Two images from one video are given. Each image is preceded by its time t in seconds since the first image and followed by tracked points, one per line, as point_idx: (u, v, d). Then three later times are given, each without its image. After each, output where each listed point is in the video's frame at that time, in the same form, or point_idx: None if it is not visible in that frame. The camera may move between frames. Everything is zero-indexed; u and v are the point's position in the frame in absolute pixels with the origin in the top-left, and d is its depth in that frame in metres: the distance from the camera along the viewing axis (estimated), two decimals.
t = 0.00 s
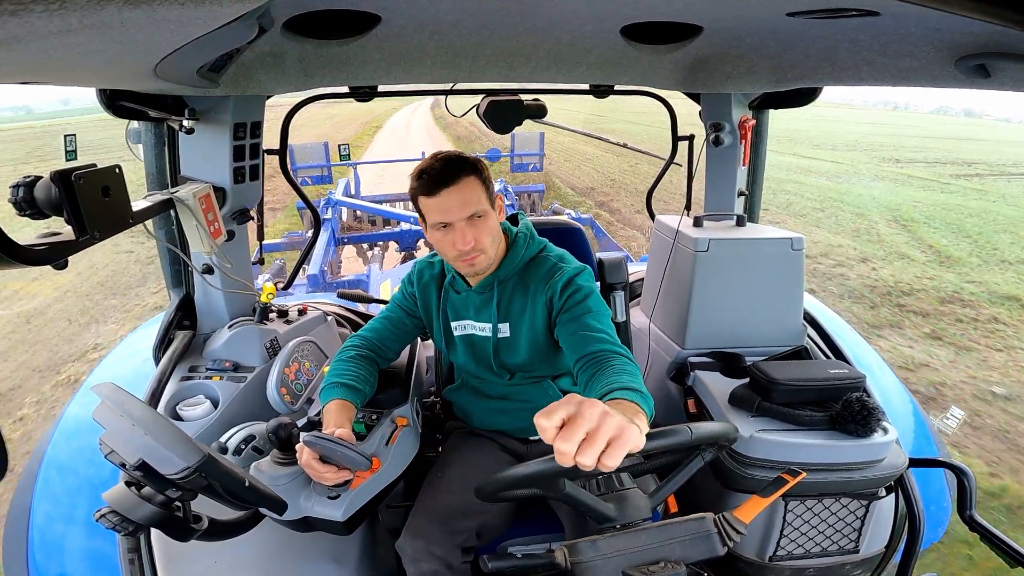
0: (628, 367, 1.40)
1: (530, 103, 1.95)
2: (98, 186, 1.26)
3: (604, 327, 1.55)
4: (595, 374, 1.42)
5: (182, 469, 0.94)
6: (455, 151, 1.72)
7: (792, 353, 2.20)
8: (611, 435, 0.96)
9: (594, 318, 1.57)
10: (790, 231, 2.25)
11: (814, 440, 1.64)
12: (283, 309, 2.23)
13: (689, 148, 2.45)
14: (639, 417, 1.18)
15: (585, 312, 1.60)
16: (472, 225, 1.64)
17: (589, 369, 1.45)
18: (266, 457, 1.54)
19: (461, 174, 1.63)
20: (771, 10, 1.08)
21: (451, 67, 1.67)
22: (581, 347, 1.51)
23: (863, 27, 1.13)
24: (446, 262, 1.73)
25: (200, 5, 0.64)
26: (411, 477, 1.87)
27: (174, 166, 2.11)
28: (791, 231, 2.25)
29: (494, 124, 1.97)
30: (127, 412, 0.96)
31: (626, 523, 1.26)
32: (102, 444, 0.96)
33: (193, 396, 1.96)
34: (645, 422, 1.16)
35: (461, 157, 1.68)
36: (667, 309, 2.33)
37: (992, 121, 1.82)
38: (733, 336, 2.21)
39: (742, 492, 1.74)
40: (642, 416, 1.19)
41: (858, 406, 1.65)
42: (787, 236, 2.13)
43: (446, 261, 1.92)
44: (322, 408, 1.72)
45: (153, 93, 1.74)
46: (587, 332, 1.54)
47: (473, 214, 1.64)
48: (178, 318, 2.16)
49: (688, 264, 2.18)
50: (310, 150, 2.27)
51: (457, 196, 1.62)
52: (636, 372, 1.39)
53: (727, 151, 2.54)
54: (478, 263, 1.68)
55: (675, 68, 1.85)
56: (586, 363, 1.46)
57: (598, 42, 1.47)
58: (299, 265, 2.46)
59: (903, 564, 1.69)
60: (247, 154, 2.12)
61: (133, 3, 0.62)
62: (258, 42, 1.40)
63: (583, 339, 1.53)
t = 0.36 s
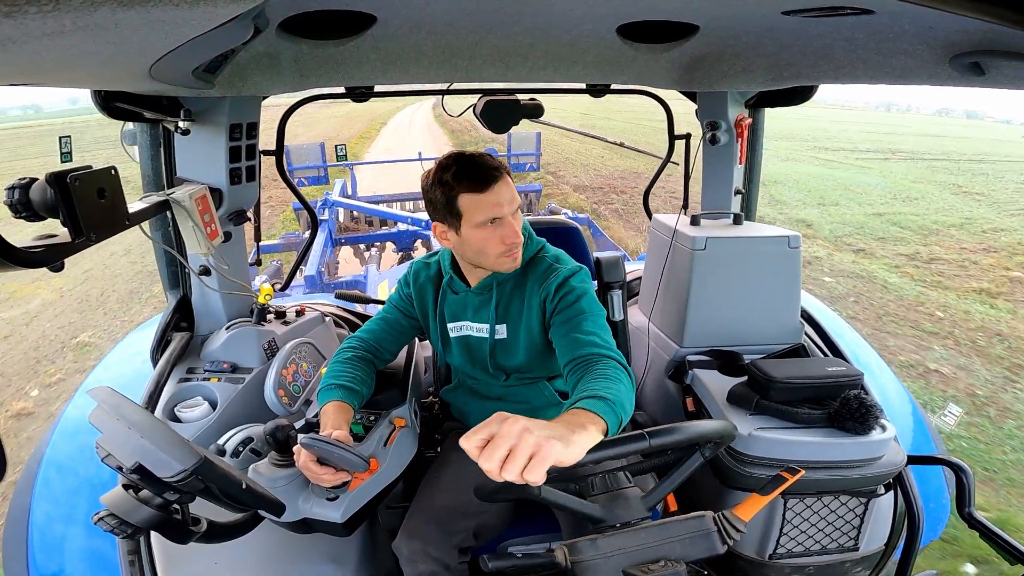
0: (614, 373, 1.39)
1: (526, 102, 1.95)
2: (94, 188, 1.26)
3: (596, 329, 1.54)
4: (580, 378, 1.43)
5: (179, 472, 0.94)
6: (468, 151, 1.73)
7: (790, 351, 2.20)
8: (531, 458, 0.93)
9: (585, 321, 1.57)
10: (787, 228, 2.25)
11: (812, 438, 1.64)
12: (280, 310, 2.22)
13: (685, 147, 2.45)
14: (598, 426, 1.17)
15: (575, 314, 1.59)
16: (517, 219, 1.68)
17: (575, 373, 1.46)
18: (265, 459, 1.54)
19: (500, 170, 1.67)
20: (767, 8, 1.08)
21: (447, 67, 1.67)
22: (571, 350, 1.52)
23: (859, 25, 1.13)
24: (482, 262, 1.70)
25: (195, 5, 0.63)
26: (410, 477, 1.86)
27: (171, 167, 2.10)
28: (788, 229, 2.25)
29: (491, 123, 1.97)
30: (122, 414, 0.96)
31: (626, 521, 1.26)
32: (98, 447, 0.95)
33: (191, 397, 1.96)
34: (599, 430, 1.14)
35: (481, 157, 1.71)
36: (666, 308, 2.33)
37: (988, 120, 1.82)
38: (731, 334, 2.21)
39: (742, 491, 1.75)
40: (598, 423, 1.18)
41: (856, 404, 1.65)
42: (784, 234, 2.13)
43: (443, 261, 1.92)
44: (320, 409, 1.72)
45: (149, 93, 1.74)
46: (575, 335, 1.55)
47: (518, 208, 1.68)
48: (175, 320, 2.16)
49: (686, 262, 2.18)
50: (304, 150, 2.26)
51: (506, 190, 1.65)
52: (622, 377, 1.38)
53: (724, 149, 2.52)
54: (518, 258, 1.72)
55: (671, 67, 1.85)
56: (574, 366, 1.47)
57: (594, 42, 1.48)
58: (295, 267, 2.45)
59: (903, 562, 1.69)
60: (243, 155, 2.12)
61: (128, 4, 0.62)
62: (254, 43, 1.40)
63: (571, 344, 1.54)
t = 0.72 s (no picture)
0: (601, 378, 1.40)
1: (524, 103, 1.96)
2: (92, 191, 1.26)
3: (589, 331, 1.54)
4: (570, 381, 1.43)
5: (178, 475, 0.94)
6: (467, 152, 1.71)
7: (789, 351, 2.21)
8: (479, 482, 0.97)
9: (577, 324, 1.57)
10: (786, 228, 2.25)
11: (813, 437, 1.64)
12: (280, 313, 2.22)
13: (683, 147, 2.46)
14: (570, 435, 1.18)
15: (568, 318, 1.60)
16: (511, 224, 1.66)
17: (565, 376, 1.47)
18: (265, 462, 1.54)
19: (497, 174, 1.64)
20: (764, 8, 1.08)
21: (445, 69, 1.67)
22: (564, 353, 1.52)
23: (856, 24, 1.13)
24: (477, 265, 1.70)
25: (191, 7, 0.63)
26: (410, 479, 1.86)
27: (169, 171, 2.10)
28: (787, 228, 2.25)
29: (489, 124, 1.97)
30: (121, 418, 0.96)
31: (626, 522, 1.25)
32: (98, 451, 0.95)
33: (191, 401, 1.95)
34: (566, 440, 1.13)
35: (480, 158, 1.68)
36: (665, 308, 2.33)
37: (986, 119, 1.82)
38: (731, 333, 2.21)
39: (743, 490, 1.74)
40: (570, 432, 1.19)
41: (856, 403, 1.65)
42: (783, 234, 2.13)
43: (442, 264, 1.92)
44: (319, 412, 1.72)
45: (148, 98, 1.74)
46: (566, 339, 1.55)
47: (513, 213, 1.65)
48: (174, 324, 2.16)
49: (685, 263, 2.18)
50: (303, 153, 2.26)
51: (500, 195, 1.62)
52: (610, 382, 1.39)
53: (721, 149, 2.54)
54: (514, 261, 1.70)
55: (669, 67, 1.85)
56: (566, 368, 1.48)
57: (591, 42, 1.48)
58: (294, 269, 2.45)
59: (905, 561, 1.68)
60: (241, 158, 2.12)
61: (124, 7, 0.62)
62: (251, 45, 1.40)
63: (561, 348, 1.55)
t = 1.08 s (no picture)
0: (587, 386, 1.40)
1: (527, 103, 1.95)
2: (94, 188, 1.26)
3: (584, 334, 1.54)
4: (562, 385, 1.45)
5: (178, 472, 0.94)
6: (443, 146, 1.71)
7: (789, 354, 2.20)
8: (403, 508, 1.04)
9: (571, 328, 1.57)
10: (787, 231, 2.25)
11: (812, 440, 1.64)
12: (280, 311, 2.22)
13: (685, 149, 2.45)
14: (526, 450, 1.20)
15: (562, 321, 1.60)
16: (470, 224, 1.66)
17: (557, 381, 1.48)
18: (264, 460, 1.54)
19: (457, 173, 1.64)
20: (767, 10, 1.08)
21: (448, 69, 1.67)
22: (559, 356, 1.53)
23: (859, 28, 1.13)
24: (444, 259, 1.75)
25: (195, 5, 0.63)
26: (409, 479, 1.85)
27: (171, 168, 2.10)
28: (788, 231, 2.25)
29: (491, 124, 1.97)
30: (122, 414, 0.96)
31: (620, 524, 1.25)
32: (98, 447, 0.95)
33: (191, 398, 1.96)
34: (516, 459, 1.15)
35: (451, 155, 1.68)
36: (667, 311, 2.32)
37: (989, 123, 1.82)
38: (731, 336, 2.21)
39: (741, 492, 1.74)
40: (529, 447, 1.21)
41: (855, 406, 1.65)
42: (783, 237, 2.13)
43: (440, 264, 1.92)
44: (319, 411, 1.72)
45: (150, 95, 1.74)
46: (562, 342, 1.56)
47: (470, 213, 1.65)
48: (175, 321, 2.16)
49: (685, 265, 2.18)
50: (305, 153, 2.29)
51: (455, 195, 1.63)
52: (597, 391, 1.40)
53: (723, 151, 2.53)
54: (480, 259, 1.70)
55: (672, 69, 1.85)
56: (560, 372, 1.49)
57: (594, 43, 1.47)
58: (295, 268, 2.45)
59: (902, 564, 1.69)
60: (243, 156, 2.12)
61: (129, 4, 0.62)
62: (254, 43, 1.39)
63: (555, 352, 1.55)
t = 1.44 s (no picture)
0: (586, 389, 1.41)
1: (529, 103, 1.95)
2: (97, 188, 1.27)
3: (585, 337, 1.55)
4: (562, 387, 1.45)
5: (181, 471, 0.94)
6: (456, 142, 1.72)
7: (791, 353, 2.20)
8: (396, 513, 1.08)
9: (571, 332, 1.57)
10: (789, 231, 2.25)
11: (814, 440, 1.64)
12: (283, 311, 2.23)
13: (688, 148, 2.43)
14: (520, 453, 1.22)
15: (564, 324, 1.60)
16: (474, 218, 1.66)
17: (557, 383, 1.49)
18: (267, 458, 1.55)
19: (466, 167, 1.64)
20: (768, 10, 1.08)
21: (450, 68, 1.67)
22: (561, 358, 1.53)
23: (861, 27, 1.12)
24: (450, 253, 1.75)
25: (197, 5, 0.63)
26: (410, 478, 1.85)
27: (173, 167, 2.11)
28: (790, 231, 2.25)
29: (494, 124, 1.97)
30: (124, 414, 0.97)
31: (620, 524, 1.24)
32: (100, 446, 0.96)
33: (192, 396, 1.96)
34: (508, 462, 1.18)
35: (462, 149, 1.70)
36: (668, 310, 2.32)
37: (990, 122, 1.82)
38: (733, 336, 2.21)
39: (742, 493, 1.74)
40: (522, 450, 1.23)
41: (857, 406, 1.64)
42: (786, 237, 2.13)
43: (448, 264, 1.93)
44: (322, 409, 1.73)
45: (153, 94, 1.74)
46: (563, 345, 1.56)
47: (475, 206, 1.65)
48: (177, 320, 2.16)
49: (687, 265, 2.18)
50: (308, 153, 2.29)
51: (461, 188, 1.63)
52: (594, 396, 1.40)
53: (725, 151, 2.53)
54: (485, 254, 1.69)
55: (673, 68, 1.85)
56: (561, 373, 1.49)
57: (596, 43, 1.47)
58: (297, 267, 2.46)
59: (904, 565, 1.68)
60: (245, 155, 2.12)
61: (131, 4, 0.62)
62: (257, 43, 1.39)
63: (555, 355, 1.56)
